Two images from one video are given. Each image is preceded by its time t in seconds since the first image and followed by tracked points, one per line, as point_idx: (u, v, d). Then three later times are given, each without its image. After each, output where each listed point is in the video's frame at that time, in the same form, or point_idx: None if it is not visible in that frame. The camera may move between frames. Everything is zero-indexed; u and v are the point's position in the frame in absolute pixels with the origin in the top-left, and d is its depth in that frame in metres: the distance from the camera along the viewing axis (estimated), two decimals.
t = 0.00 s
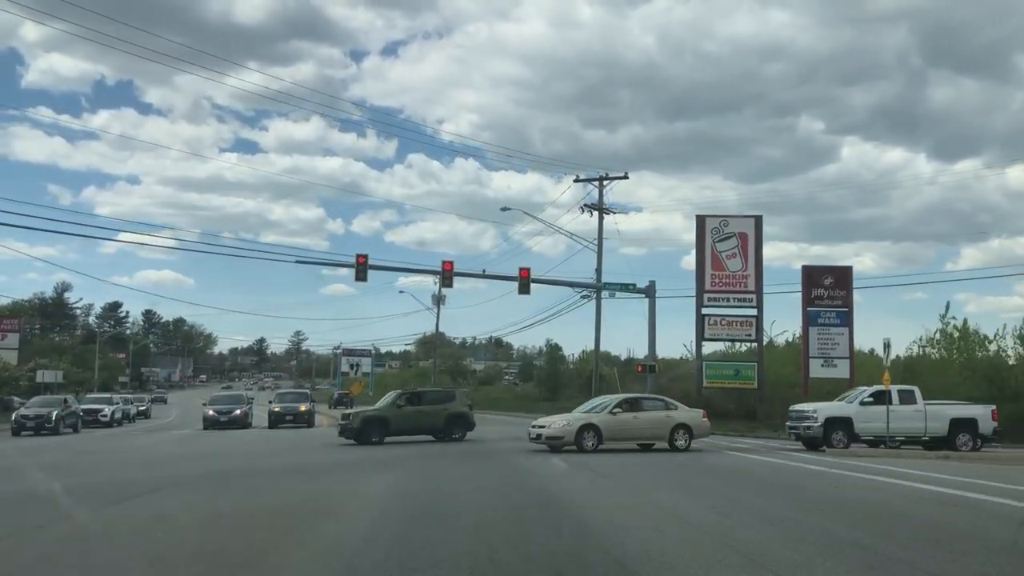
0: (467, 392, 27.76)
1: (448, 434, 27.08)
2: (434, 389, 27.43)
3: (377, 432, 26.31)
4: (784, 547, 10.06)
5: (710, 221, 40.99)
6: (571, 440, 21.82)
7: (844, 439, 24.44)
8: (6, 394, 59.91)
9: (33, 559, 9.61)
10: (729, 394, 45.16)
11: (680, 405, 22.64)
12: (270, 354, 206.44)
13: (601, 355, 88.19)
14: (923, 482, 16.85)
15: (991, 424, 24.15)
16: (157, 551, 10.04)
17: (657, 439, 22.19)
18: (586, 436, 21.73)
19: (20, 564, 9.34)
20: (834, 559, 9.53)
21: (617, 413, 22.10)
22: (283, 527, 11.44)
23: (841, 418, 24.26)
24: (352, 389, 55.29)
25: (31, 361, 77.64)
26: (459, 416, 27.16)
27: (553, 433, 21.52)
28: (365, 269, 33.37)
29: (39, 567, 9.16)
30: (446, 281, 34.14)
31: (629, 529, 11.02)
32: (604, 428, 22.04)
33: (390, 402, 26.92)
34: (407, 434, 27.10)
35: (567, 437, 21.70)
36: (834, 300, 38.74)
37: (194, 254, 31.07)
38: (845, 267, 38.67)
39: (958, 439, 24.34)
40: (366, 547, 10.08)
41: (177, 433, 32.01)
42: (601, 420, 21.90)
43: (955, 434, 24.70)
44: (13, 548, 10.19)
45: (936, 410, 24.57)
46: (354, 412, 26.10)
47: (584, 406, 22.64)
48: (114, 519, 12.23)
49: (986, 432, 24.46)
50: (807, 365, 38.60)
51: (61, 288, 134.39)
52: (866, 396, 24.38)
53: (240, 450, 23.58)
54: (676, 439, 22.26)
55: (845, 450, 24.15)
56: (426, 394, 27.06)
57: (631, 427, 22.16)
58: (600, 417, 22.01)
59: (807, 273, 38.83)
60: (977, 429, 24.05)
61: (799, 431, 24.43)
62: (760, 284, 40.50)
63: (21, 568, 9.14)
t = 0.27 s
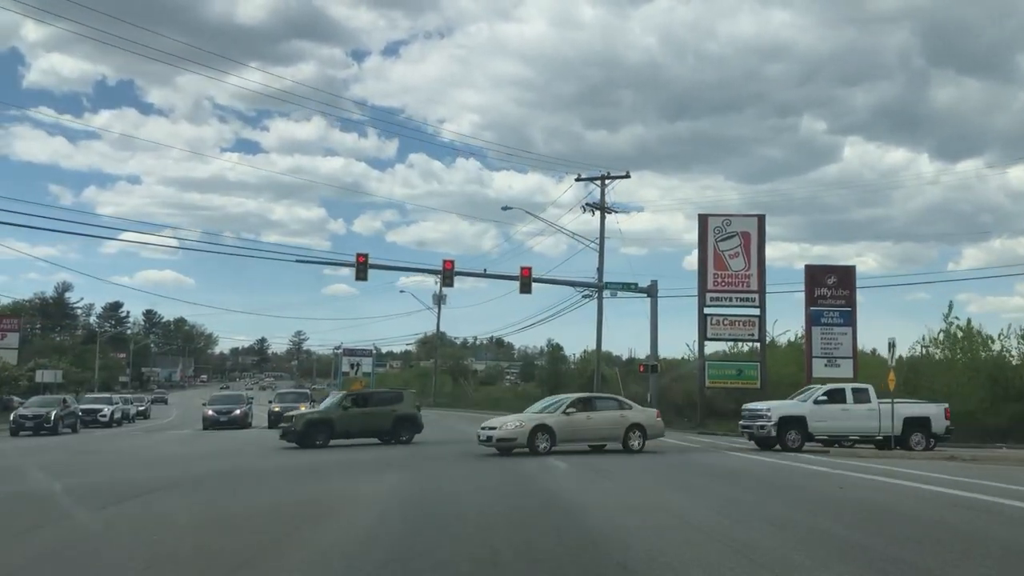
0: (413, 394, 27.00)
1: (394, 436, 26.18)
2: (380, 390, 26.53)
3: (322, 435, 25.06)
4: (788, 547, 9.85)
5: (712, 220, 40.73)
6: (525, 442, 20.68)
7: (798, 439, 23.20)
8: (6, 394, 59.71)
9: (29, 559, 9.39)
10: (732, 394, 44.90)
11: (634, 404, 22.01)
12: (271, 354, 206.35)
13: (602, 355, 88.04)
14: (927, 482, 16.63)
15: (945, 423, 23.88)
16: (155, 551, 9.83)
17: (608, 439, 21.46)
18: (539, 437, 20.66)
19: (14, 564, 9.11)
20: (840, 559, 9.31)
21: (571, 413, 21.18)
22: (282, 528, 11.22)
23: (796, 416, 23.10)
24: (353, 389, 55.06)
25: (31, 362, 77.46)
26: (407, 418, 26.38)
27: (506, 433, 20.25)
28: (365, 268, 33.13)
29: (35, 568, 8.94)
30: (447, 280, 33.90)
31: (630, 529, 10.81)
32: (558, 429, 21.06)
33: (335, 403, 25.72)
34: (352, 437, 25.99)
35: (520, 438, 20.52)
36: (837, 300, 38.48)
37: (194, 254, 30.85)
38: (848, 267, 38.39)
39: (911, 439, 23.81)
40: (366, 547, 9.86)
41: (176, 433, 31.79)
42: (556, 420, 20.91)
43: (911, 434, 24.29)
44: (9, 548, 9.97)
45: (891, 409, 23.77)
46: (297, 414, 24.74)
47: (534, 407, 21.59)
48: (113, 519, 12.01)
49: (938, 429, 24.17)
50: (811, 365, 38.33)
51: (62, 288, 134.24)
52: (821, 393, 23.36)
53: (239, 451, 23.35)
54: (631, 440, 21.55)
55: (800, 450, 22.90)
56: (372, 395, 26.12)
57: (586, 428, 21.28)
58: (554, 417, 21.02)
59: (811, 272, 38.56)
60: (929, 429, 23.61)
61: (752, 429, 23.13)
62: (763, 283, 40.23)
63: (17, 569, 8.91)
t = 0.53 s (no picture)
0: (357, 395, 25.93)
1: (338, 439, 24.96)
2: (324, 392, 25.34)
3: (263, 438, 23.71)
4: (790, 547, 9.80)
5: (714, 220, 40.68)
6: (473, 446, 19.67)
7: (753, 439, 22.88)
8: (6, 394, 59.65)
9: (29, 559, 9.34)
10: (733, 395, 44.83)
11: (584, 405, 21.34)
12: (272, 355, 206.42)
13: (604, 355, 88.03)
14: (928, 482, 16.59)
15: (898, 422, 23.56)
16: (155, 551, 9.79)
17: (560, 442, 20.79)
18: (488, 442, 19.71)
19: (14, 565, 9.06)
20: (841, 559, 9.25)
21: (521, 415, 20.28)
22: (283, 528, 11.19)
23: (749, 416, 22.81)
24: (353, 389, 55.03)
25: (33, 362, 77.52)
26: (351, 421, 25.37)
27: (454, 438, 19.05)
28: (366, 268, 33.07)
29: (34, 568, 8.90)
30: (447, 280, 33.86)
31: (631, 529, 10.77)
32: (508, 432, 20.13)
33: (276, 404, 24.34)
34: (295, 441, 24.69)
35: (468, 443, 19.52)
36: (839, 300, 38.40)
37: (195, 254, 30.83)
38: (850, 267, 38.34)
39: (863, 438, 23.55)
40: (367, 548, 9.82)
41: (176, 434, 31.76)
42: (506, 423, 19.97)
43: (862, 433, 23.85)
44: (9, 548, 9.94)
45: (845, 408, 23.48)
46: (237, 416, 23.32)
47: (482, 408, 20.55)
48: (114, 519, 11.97)
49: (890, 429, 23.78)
50: (813, 365, 38.23)
51: (63, 288, 134.33)
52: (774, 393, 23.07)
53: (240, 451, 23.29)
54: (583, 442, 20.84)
55: (755, 450, 22.60)
56: (317, 396, 24.91)
57: (536, 430, 20.43)
58: (504, 420, 20.07)
59: (812, 272, 38.49)
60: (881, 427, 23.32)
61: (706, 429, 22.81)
62: (764, 284, 40.15)
63: (17, 569, 8.86)
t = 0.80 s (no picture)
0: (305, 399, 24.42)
1: (282, 443, 23.57)
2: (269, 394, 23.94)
3: (201, 443, 22.48)
4: (788, 548, 9.83)
5: (714, 221, 40.69)
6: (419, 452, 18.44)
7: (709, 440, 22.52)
8: (8, 395, 59.71)
9: (29, 558, 9.37)
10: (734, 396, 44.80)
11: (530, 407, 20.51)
12: (273, 356, 206.45)
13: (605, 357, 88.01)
14: (927, 483, 16.61)
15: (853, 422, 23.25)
16: (156, 551, 9.81)
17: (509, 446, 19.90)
18: (436, 446, 18.51)
19: (14, 564, 9.09)
20: (840, 560, 9.27)
21: (468, 417, 19.22)
22: (283, 528, 11.21)
23: (706, 416, 22.43)
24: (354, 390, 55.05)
25: (35, 363, 77.64)
26: (295, 425, 23.78)
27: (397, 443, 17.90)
28: (367, 269, 33.09)
29: (36, 567, 8.92)
30: (448, 281, 33.87)
31: (631, 529, 10.81)
32: (454, 435, 18.99)
33: (216, 407, 23.04)
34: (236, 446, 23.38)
35: (415, 448, 18.29)
36: (840, 301, 38.37)
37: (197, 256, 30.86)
38: (850, 268, 38.32)
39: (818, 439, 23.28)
40: (368, 548, 9.85)
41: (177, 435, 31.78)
42: (453, 425, 18.84)
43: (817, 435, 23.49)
44: (10, 548, 9.97)
45: (800, 409, 23.17)
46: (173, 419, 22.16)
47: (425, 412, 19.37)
48: (114, 519, 11.99)
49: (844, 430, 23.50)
50: (813, 367, 38.24)
51: (65, 289, 134.52)
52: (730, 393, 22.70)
53: (240, 452, 23.30)
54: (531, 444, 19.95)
55: (710, 451, 22.27)
56: (260, 400, 23.51)
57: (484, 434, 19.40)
58: (451, 422, 18.92)
59: (813, 273, 38.47)
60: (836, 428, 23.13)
61: (663, 429, 22.41)
62: (764, 285, 40.14)
63: (18, 568, 8.88)
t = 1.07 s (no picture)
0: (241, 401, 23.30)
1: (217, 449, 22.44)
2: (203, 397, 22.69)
3: (133, 449, 21.10)
4: (787, 550, 9.79)
5: (714, 224, 40.65)
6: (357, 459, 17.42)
7: (667, 442, 22.21)
8: (7, 398, 59.72)
9: (29, 558, 9.34)
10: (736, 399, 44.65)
11: (475, 410, 19.62)
12: (273, 359, 206.42)
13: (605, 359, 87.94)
14: (928, 486, 16.57)
15: (808, 422, 23.06)
16: (156, 552, 9.78)
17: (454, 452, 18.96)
18: (377, 453, 17.42)
19: (14, 564, 9.07)
20: (839, 563, 9.23)
21: (410, 422, 18.24)
22: (283, 529, 11.18)
23: (663, 418, 22.13)
24: (354, 392, 54.96)
25: (34, 365, 77.56)
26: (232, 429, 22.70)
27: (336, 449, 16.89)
28: (367, 271, 33.03)
29: (35, 567, 8.88)
30: (448, 284, 33.81)
31: (631, 531, 10.78)
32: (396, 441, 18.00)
33: (148, 410, 21.67)
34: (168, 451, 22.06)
35: (355, 456, 17.23)
36: (840, 303, 38.31)
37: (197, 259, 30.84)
38: (851, 270, 38.25)
39: (774, 441, 23.00)
40: (369, 549, 9.83)
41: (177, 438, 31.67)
42: (393, 431, 17.86)
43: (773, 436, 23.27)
44: (11, 548, 9.95)
45: (756, 410, 22.94)
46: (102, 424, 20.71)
47: (364, 416, 18.34)
48: (115, 520, 11.96)
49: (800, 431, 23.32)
50: (814, 369, 38.18)
51: (65, 291, 134.52)
52: (687, 394, 22.46)
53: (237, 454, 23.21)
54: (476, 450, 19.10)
55: (668, 453, 21.96)
56: (194, 403, 22.25)
57: (426, 439, 18.47)
58: (392, 427, 17.94)
59: (814, 276, 38.41)
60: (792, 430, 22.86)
61: (619, 432, 22.01)
62: (765, 287, 40.08)
63: (18, 568, 8.86)
